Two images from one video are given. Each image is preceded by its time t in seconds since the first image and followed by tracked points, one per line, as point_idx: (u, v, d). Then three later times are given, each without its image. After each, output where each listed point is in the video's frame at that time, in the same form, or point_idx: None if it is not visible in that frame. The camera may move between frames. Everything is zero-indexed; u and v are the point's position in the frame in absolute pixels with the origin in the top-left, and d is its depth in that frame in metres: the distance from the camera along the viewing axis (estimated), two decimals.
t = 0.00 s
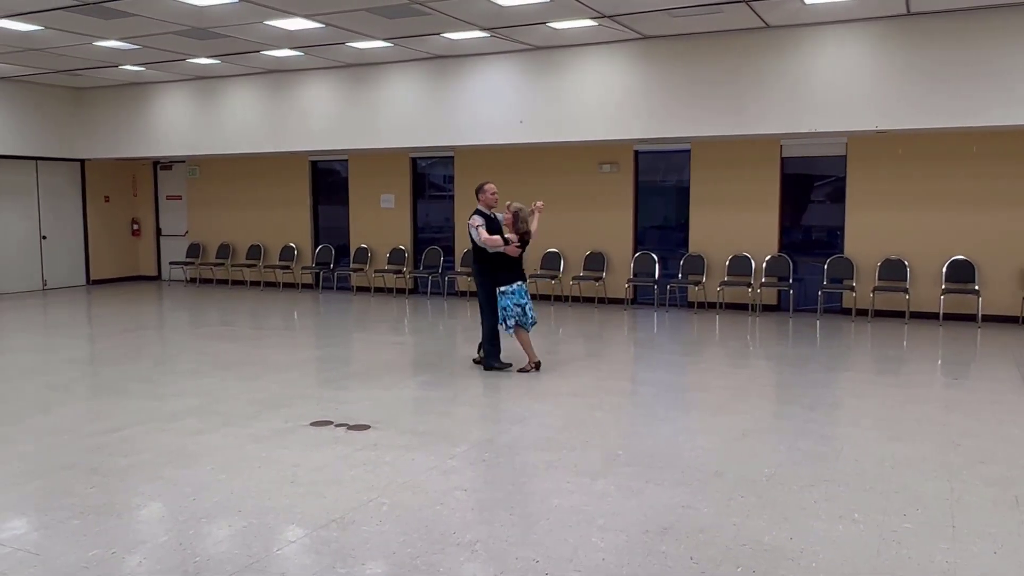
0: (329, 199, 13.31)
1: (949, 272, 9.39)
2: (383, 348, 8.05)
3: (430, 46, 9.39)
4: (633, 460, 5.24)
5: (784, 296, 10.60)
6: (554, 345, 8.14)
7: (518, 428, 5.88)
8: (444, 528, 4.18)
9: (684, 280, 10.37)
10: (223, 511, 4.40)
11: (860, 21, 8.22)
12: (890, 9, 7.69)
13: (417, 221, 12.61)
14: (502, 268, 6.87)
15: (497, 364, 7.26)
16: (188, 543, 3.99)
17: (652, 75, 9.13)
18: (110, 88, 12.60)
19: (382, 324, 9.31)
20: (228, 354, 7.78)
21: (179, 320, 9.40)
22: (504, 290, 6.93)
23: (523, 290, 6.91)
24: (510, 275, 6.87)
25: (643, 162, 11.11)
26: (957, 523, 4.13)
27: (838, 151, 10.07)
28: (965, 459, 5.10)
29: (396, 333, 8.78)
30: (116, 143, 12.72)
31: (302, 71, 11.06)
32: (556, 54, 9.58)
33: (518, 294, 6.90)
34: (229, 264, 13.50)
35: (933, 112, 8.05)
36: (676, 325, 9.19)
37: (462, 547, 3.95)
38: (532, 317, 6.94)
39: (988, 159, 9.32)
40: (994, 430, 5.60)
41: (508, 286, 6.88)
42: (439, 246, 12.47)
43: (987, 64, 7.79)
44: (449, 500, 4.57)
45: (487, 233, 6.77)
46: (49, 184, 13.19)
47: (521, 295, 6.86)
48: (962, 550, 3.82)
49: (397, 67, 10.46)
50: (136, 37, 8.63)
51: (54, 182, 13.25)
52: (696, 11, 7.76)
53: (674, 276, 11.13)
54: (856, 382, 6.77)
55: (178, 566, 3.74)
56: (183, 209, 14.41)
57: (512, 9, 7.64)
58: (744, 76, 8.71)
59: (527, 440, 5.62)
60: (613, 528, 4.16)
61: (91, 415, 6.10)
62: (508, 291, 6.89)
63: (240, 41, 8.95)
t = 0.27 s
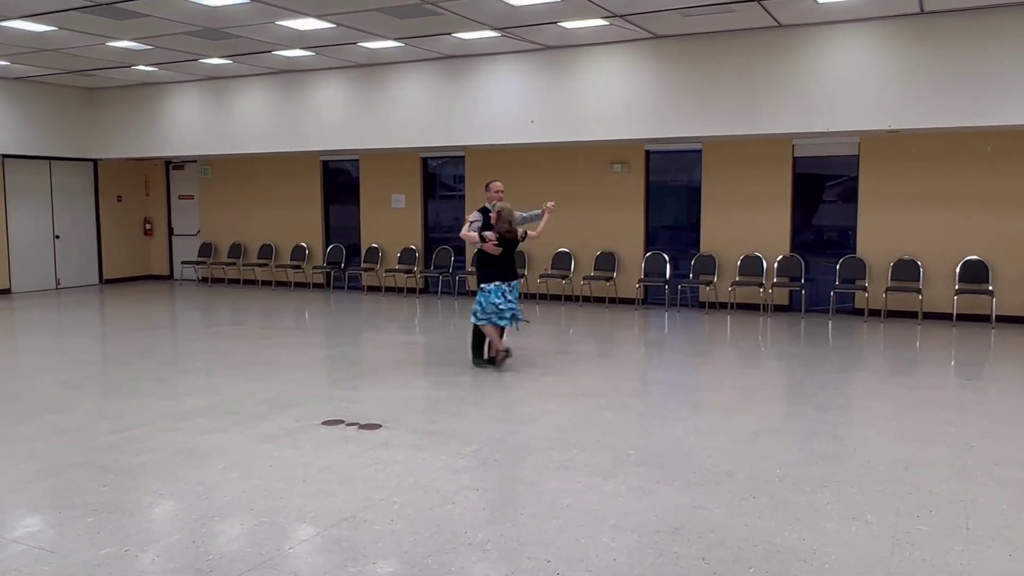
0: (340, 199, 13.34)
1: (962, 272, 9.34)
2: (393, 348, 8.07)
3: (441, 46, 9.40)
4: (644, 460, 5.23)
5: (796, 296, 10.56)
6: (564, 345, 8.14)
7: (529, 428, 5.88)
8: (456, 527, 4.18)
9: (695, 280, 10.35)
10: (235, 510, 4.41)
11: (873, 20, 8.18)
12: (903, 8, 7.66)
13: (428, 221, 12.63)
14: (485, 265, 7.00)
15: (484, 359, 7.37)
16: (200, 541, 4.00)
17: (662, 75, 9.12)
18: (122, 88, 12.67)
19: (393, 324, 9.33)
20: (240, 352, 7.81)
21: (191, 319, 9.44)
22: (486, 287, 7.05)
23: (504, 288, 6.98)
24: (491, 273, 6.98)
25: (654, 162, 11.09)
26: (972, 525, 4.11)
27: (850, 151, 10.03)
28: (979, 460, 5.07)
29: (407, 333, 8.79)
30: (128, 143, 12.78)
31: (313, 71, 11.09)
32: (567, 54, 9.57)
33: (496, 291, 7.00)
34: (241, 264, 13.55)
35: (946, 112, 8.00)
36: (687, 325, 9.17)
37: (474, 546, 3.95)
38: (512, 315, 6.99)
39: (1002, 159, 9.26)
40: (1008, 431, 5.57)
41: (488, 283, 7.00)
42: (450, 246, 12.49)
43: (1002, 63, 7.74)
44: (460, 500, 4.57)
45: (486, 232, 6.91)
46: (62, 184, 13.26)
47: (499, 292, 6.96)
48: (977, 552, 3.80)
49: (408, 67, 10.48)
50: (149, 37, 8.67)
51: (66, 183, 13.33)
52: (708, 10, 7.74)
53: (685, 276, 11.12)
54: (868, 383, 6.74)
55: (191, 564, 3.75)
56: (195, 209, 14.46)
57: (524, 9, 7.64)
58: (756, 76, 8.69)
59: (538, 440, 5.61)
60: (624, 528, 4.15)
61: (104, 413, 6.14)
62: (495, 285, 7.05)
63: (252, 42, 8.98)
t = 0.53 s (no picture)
0: (347, 201, 13.35)
1: (971, 274, 9.30)
2: (399, 350, 8.07)
3: (449, 48, 9.41)
4: (651, 463, 5.22)
5: (804, 299, 10.53)
6: (571, 347, 8.13)
7: (534, 430, 5.88)
8: (462, 530, 4.17)
9: (702, 282, 10.33)
10: (242, 512, 4.41)
11: (881, 22, 8.16)
12: (912, 10, 7.63)
13: (435, 224, 12.63)
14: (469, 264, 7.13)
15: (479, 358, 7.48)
16: (207, 543, 4.01)
17: (669, 76, 9.12)
18: (131, 91, 12.73)
19: (399, 326, 9.33)
20: (246, 354, 7.83)
21: (198, 320, 9.47)
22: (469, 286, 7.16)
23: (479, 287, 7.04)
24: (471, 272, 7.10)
25: (661, 164, 11.09)
26: (981, 529, 4.08)
27: (858, 153, 10.00)
28: (989, 464, 5.04)
29: (413, 335, 8.79)
30: (135, 145, 12.85)
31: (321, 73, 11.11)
32: (575, 56, 9.57)
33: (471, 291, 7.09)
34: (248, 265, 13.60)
35: (955, 113, 7.97)
36: (693, 327, 9.16)
37: (480, 549, 3.95)
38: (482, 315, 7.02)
39: (1011, 161, 9.21)
40: (1017, 435, 5.54)
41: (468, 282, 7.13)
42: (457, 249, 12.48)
43: (1011, 65, 7.70)
44: (467, 502, 4.57)
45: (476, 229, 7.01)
46: (71, 186, 13.33)
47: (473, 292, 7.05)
48: (986, 556, 3.77)
49: (416, 68, 10.49)
50: (158, 40, 8.71)
51: (75, 184, 13.39)
52: (716, 13, 7.73)
53: (693, 278, 11.10)
54: (876, 386, 6.72)
55: (198, 566, 3.76)
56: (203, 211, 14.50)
57: (531, 11, 7.64)
58: (764, 78, 8.67)
59: (544, 442, 5.61)
60: (631, 531, 4.14)
61: (112, 414, 6.17)
62: (475, 284, 7.12)
63: (259, 44, 9.01)
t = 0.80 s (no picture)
0: (356, 204, 13.32)
1: (982, 277, 9.25)
2: (407, 352, 8.08)
3: (457, 51, 9.43)
4: (659, 466, 5.21)
5: (814, 302, 10.49)
6: (580, 349, 8.13)
7: (544, 433, 5.88)
8: (471, 532, 4.17)
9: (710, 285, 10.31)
10: (251, 513, 4.43)
11: (891, 24, 8.14)
12: (922, 11, 7.60)
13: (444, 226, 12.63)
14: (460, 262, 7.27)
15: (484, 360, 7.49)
16: (217, 544, 4.02)
17: (680, 79, 9.10)
18: (143, 94, 12.81)
19: (408, 328, 9.34)
20: (255, 356, 7.84)
21: (207, 322, 9.49)
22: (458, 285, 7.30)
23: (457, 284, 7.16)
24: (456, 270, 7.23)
25: (670, 166, 11.07)
26: (992, 534, 4.05)
27: (867, 156, 9.97)
28: (1000, 468, 5.01)
29: (421, 337, 8.79)
30: (147, 150, 12.93)
31: (330, 77, 11.15)
32: (584, 58, 9.58)
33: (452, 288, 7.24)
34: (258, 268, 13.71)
35: (965, 116, 7.94)
36: (702, 330, 9.14)
37: (490, 552, 3.94)
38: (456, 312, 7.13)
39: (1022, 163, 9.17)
40: None
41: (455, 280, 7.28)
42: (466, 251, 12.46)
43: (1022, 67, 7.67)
44: (476, 505, 4.57)
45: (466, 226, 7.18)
46: (83, 189, 13.40)
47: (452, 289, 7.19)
48: (997, 561, 3.75)
49: (424, 71, 10.51)
50: (168, 43, 8.75)
51: (86, 187, 13.45)
52: (724, 15, 7.73)
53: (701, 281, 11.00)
54: (886, 389, 6.69)
55: (209, 567, 3.77)
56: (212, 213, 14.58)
57: (539, 14, 7.63)
58: (773, 80, 8.66)
59: (552, 445, 5.61)
60: (641, 534, 4.13)
61: (122, 416, 6.19)
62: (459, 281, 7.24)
63: (268, 47, 9.04)
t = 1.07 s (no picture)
0: (343, 194, 12.39)
1: None
2: (403, 363, 7.14)
3: (460, 18, 8.51)
4: (705, 495, 4.29)
5: (872, 307, 9.56)
6: (600, 360, 7.21)
7: (565, 457, 5.00)
8: None
9: (755, 287, 9.37)
10: (214, 550, 3.54)
11: None
12: None
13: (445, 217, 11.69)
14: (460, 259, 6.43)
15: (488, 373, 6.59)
16: None
17: (710, 47, 8.19)
18: (103, 67, 11.82)
19: (405, 334, 8.45)
20: (228, 368, 6.90)
21: (182, 328, 8.59)
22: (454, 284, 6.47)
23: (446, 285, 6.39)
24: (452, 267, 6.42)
25: (706, 150, 10.13)
26: None
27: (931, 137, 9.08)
28: None
29: (419, 346, 7.86)
30: (111, 132, 11.90)
31: (316, 46, 10.19)
32: (601, 26, 8.66)
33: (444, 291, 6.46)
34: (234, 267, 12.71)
35: None
36: (730, 336, 8.26)
37: None
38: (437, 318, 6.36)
39: None
40: None
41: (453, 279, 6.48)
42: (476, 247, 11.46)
43: None
44: (484, 541, 3.65)
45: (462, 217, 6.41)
46: (29, 175, 12.47)
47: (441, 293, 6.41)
48: None
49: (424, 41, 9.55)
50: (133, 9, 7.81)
51: (31, 174, 12.48)
52: None
53: (742, 282, 10.11)
54: (961, 407, 5.79)
55: None
56: (179, 203, 13.58)
57: None
58: (816, 45, 7.77)
59: (576, 472, 4.70)
60: None
61: (68, 438, 5.30)
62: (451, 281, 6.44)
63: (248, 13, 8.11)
